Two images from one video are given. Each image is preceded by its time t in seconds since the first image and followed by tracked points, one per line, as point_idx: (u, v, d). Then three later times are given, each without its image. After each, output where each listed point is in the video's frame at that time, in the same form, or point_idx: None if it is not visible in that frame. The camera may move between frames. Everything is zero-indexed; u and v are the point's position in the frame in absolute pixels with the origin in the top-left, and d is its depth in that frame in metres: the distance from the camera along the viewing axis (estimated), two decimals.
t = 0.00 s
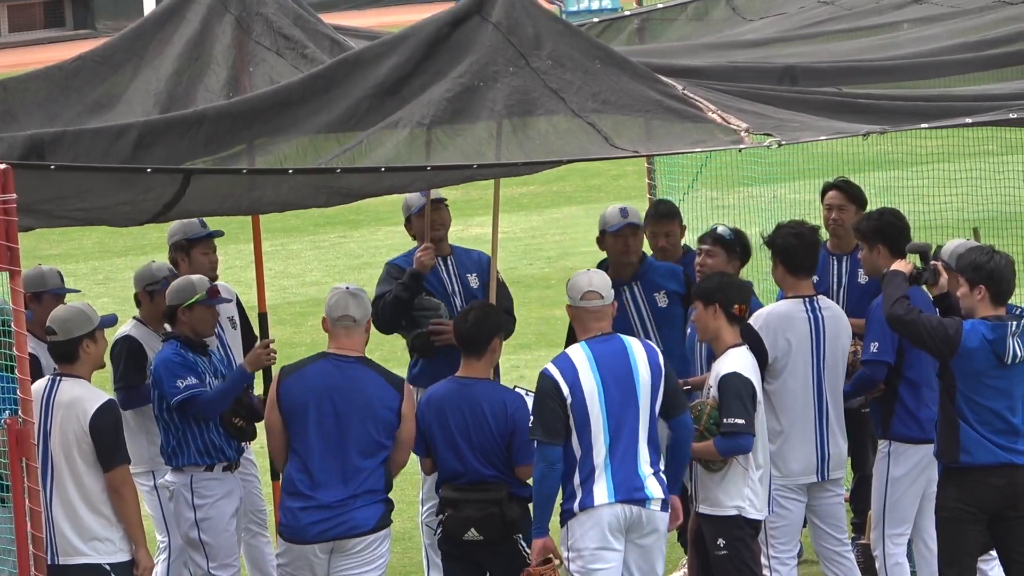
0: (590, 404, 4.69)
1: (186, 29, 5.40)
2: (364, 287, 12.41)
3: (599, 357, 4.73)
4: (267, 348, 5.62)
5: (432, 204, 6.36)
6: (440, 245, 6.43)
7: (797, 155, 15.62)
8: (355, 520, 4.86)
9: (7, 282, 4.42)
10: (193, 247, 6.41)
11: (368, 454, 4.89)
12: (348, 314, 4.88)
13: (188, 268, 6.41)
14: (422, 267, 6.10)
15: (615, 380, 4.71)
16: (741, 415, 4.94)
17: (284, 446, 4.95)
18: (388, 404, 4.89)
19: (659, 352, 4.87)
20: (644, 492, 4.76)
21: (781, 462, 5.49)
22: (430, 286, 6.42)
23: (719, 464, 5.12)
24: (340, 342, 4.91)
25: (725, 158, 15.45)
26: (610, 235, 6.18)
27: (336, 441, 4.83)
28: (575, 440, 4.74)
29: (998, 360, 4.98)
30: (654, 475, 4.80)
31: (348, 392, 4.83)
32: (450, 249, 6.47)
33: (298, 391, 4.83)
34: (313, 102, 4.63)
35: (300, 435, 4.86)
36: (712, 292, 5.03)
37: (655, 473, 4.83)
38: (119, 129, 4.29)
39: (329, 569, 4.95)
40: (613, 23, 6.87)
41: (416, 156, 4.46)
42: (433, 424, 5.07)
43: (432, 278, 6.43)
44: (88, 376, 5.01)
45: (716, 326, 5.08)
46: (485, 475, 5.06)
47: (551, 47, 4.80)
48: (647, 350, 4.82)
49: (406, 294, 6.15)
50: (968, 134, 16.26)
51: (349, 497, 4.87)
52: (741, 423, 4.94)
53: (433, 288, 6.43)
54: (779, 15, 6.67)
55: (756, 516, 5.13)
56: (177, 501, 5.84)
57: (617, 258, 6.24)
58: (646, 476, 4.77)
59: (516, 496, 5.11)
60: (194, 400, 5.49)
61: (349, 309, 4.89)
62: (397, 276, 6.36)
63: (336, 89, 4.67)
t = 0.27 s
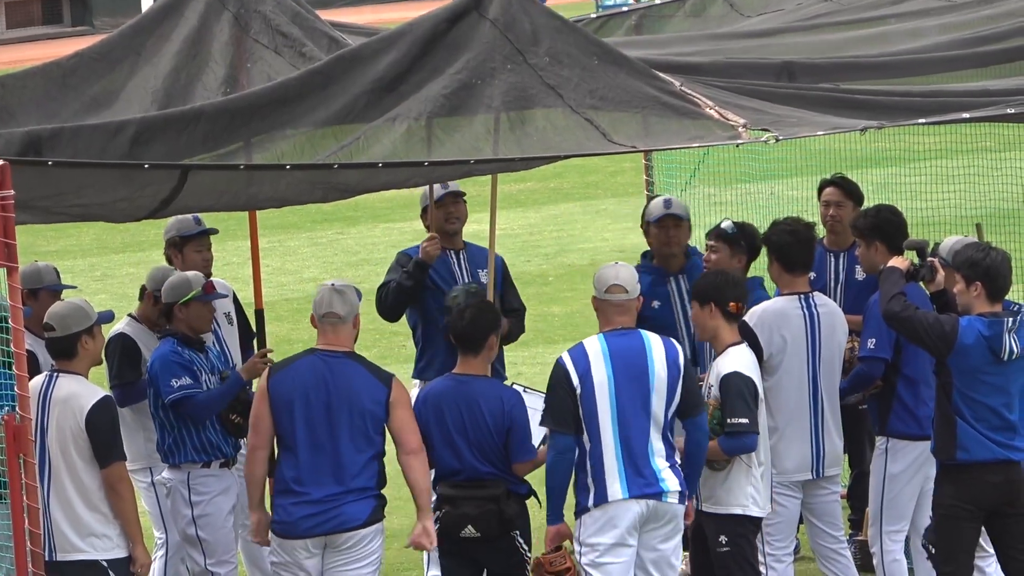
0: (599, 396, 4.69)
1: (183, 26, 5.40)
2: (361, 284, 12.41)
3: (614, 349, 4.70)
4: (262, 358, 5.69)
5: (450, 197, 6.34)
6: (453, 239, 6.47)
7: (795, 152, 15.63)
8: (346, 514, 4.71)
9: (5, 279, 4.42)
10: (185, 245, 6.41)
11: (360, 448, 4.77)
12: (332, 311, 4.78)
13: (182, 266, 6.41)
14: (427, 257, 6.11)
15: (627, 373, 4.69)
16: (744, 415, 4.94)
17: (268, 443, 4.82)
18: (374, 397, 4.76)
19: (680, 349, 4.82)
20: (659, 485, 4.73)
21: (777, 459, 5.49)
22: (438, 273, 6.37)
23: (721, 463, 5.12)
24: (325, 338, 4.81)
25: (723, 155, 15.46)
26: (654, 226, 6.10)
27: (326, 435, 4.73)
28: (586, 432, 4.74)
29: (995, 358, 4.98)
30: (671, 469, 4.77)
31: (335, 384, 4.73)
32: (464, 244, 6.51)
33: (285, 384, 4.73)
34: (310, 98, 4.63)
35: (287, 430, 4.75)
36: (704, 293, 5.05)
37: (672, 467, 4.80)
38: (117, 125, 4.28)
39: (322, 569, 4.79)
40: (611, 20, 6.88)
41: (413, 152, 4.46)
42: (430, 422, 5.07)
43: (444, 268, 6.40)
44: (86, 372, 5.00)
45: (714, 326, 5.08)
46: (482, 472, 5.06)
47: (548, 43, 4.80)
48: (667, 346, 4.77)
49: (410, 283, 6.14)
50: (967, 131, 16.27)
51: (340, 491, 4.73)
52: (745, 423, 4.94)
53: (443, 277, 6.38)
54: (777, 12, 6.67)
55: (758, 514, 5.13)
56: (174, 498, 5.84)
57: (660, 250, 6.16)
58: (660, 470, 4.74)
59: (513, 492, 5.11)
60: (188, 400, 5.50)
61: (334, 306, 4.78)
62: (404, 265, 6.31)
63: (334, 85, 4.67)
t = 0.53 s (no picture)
0: (613, 394, 4.70)
1: (181, 26, 5.39)
2: (360, 284, 12.41)
3: (629, 347, 4.70)
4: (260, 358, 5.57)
5: (459, 195, 6.34)
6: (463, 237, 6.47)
7: (794, 151, 15.63)
8: (333, 513, 4.71)
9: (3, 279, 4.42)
10: (181, 245, 6.39)
11: (344, 447, 4.76)
12: (313, 312, 4.74)
13: (177, 266, 6.39)
14: (437, 258, 6.08)
15: (641, 370, 4.69)
16: (744, 413, 4.98)
17: (252, 443, 4.82)
18: (357, 395, 4.74)
19: (697, 348, 4.80)
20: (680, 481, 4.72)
21: (774, 458, 5.48)
22: (448, 271, 6.37)
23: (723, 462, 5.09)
24: (307, 338, 4.78)
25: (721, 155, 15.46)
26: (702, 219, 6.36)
27: (309, 434, 4.73)
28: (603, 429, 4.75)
29: (992, 357, 4.98)
30: (691, 466, 4.75)
31: (320, 382, 4.71)
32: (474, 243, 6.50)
33: (269, 383, 4.73)
34: (309, 97, 4.63)
35: (270, 430, 4.75)
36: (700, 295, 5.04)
37: (692, 464, 4.78)
38: (115, 125, 4.28)
39: (312, 568, 4.79)
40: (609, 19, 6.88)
41: (411, 151, 4.46)
42: (429, 420, 5.07)
43: (455, 266, 6.39)
44: (85, 372, 5.00)
45: (713, 324, 5.08)
46: (480, 471, 5.05)
47: (546, 42, 4.80)
48: (684, 345, 4.75)
49: (419, 284, 6.14)
50: (965, 130, 16.28)
51: (327, 491, 4.72)
52: (743, 421, 4.98)
53: (452, 276, 6.37)
54: (775, 11, 6.68)
55: (757, 514, 5.13)
56: (173, 498, 5.85)
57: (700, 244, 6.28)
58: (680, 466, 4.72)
59: (512, 492, 5.11)
60: (185, 400, 5.49)
61: (314, 306, 4.74)
62: (413, 264, 6.26)
63: (332, 84, 4.67)
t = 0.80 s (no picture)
0: (622, 394, 4.69)
1: (181, 25, 5.39)
2: (359, 284, 12.41)
3: (636, 344, 4.72)
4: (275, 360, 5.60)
5: (465, 194, 6.35)
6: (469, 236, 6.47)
7: (794, 151, 15.63)
8: (317, 513, 4.71)
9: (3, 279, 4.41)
10: (178, 245, 6.39)
11: (328, 447, 4.74)
12: (295, 314, 4.73)
13: (174, 267, 6.39)
14: (439, 259, 6.10)
15: (649, 370, 4.69)
16: (741, 413, 4.96)
17: (235, 446, 4.81)
18: (337, 395, 4.74)
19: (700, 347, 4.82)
20: (686, 481, 4.72)
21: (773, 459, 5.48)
22: (454, 269, 6.37)
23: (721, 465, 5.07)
24: (290, 340, 4.77)
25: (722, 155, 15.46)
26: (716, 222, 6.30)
27: (289, 435, 4.72)
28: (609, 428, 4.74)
29: (990, 358, 4.98)
30: (697, 465, 4.76)
31: (303, 383, 4.71)
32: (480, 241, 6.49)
33: (251, 384, 4.72)
34: (310, 97, 4.63)
35: (253, 432, 4.75)
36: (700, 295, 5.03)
37: (697, 464, 4.79)
38: (115, 125, 4.28)
39: (298, 567, 4.79)
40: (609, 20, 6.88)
41: (411, 151, 4.46)
42: (428, 420, 5.06)
43: (460, 264, 6.39)
44: (85, 372, 5.00)
45: (711, 323, 5.08)
46: (480, 472, 5.05)
47: (546, 42, 4.80)
48: (688, 343, 4.77)
49: (422, 284, 6.16)
50: (965, 130, 16.28)
51: (309, 491, 4.72)
52: (740, 421, 4.96)
53: (458, 274, 6.37)
54: (775, 11, 6.68)
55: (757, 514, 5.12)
56: (172, 498, 5.85)
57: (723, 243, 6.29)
58: (686, 466, 4.73)
59: (512, 493, 5.11)
60: (184, 400, 5.50)
61: (297, 308, 4.73)
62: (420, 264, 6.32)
63: (332, 84, 4.67)
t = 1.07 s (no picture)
0: (617, 394, 4.67)
1: (181, 26, 5.39)
2: (360, 284, 12.42)
3: (632, 345, 4.70)
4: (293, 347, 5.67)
5: (471, 198, 6.34)
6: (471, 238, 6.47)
7: (794, 151, 15.63)
8: (304, 515, 4.72)
9: (2, 279, 4.41)
10: (176, 246, 6.39)
11: (314, 449, 4.75)
12: (280, 317, 4.73)
13: (171, 268, 6.39)
14: (443, 261, 6.06)
15: (645, 370, 4.68)
16: (736, 412, 4.93)
17: (222, 448, 4.80)
18: (321, 397, 4.73)
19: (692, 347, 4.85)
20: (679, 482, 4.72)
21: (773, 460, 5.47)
22: (455, 272, 6.37)
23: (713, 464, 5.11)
24: (276, 342, 4.77)
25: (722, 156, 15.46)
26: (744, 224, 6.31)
27: (275, 438, 4.71)
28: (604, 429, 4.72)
29: (988, 358, 4.98)
30: (690, 465, 4.76)
31: (290, 386, 4.70)
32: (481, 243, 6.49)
33: (237, 388, 4.71)
34: (310, 97, 4.63)
35: (241, 436, 4.74)
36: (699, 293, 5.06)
37: (691, 463, 4.79)
38: (115, 126, 4.28)
39: (289, 569, 4.80)
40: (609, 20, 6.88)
41: (411, 151, 4.46)
42: (428, 421, 5.05)
43: (461, 266, 6.39)
44: (85, 373, 5.00)
45: (711, 323, 5.08)
46: (481, 472, 5.04)
47: (546, 42, 4.80)
48: (681, 344, 4.79)
49: (424, 286, 6.15)
50: (966, 130, 16.29)
51: (295, 494, 4.72)
52: (736, 419, 4.94)
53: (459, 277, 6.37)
54: (775, 11, 6.68)
55: (754, 513, 5.12)
56: (171, 499, 5.85)
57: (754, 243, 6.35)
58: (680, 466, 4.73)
59: (513, 493, 5.11)
60: (184, 400, 5.50)
61: (282, 311, 4.73)
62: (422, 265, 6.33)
63: (332, 84, 4.67)
